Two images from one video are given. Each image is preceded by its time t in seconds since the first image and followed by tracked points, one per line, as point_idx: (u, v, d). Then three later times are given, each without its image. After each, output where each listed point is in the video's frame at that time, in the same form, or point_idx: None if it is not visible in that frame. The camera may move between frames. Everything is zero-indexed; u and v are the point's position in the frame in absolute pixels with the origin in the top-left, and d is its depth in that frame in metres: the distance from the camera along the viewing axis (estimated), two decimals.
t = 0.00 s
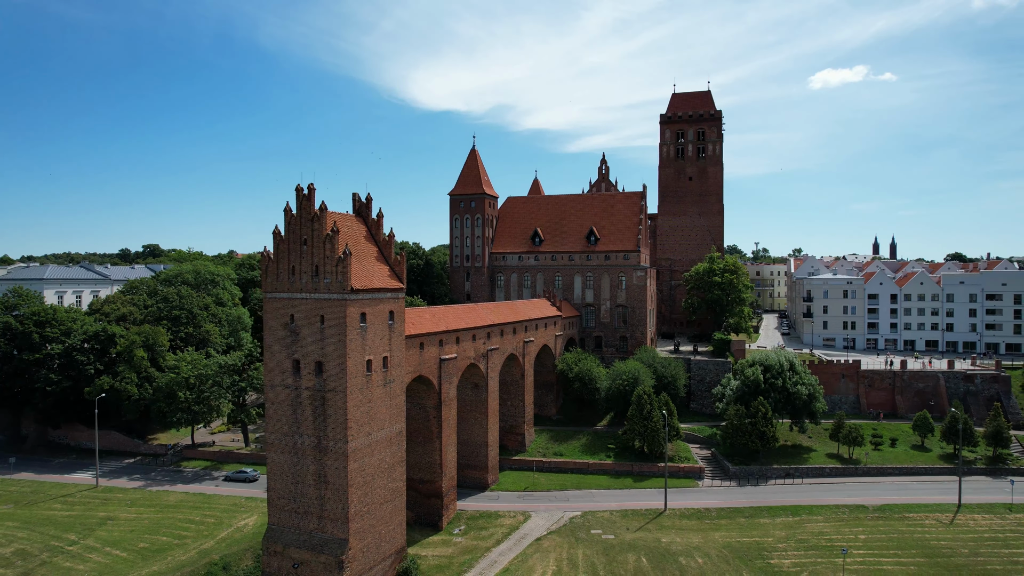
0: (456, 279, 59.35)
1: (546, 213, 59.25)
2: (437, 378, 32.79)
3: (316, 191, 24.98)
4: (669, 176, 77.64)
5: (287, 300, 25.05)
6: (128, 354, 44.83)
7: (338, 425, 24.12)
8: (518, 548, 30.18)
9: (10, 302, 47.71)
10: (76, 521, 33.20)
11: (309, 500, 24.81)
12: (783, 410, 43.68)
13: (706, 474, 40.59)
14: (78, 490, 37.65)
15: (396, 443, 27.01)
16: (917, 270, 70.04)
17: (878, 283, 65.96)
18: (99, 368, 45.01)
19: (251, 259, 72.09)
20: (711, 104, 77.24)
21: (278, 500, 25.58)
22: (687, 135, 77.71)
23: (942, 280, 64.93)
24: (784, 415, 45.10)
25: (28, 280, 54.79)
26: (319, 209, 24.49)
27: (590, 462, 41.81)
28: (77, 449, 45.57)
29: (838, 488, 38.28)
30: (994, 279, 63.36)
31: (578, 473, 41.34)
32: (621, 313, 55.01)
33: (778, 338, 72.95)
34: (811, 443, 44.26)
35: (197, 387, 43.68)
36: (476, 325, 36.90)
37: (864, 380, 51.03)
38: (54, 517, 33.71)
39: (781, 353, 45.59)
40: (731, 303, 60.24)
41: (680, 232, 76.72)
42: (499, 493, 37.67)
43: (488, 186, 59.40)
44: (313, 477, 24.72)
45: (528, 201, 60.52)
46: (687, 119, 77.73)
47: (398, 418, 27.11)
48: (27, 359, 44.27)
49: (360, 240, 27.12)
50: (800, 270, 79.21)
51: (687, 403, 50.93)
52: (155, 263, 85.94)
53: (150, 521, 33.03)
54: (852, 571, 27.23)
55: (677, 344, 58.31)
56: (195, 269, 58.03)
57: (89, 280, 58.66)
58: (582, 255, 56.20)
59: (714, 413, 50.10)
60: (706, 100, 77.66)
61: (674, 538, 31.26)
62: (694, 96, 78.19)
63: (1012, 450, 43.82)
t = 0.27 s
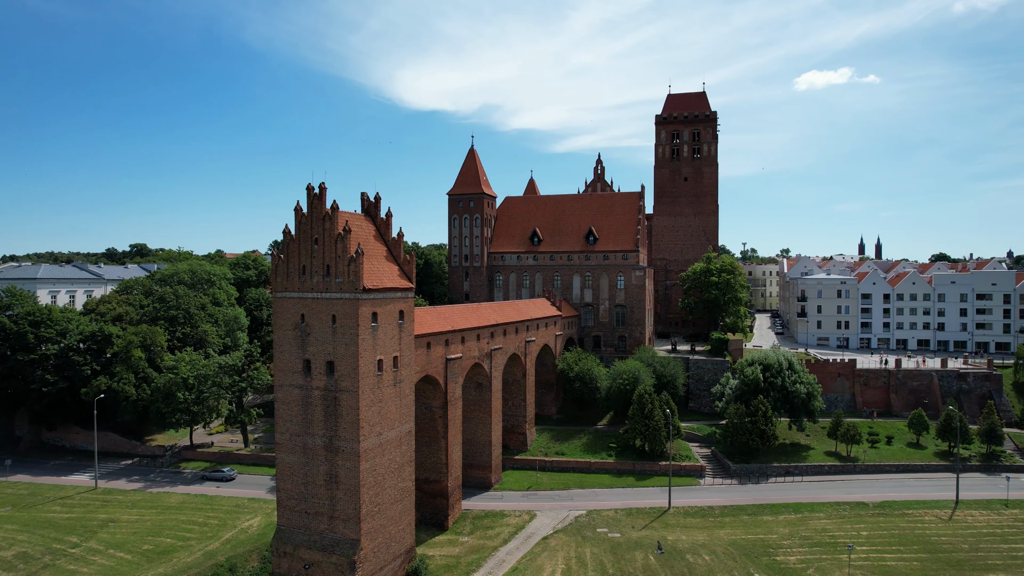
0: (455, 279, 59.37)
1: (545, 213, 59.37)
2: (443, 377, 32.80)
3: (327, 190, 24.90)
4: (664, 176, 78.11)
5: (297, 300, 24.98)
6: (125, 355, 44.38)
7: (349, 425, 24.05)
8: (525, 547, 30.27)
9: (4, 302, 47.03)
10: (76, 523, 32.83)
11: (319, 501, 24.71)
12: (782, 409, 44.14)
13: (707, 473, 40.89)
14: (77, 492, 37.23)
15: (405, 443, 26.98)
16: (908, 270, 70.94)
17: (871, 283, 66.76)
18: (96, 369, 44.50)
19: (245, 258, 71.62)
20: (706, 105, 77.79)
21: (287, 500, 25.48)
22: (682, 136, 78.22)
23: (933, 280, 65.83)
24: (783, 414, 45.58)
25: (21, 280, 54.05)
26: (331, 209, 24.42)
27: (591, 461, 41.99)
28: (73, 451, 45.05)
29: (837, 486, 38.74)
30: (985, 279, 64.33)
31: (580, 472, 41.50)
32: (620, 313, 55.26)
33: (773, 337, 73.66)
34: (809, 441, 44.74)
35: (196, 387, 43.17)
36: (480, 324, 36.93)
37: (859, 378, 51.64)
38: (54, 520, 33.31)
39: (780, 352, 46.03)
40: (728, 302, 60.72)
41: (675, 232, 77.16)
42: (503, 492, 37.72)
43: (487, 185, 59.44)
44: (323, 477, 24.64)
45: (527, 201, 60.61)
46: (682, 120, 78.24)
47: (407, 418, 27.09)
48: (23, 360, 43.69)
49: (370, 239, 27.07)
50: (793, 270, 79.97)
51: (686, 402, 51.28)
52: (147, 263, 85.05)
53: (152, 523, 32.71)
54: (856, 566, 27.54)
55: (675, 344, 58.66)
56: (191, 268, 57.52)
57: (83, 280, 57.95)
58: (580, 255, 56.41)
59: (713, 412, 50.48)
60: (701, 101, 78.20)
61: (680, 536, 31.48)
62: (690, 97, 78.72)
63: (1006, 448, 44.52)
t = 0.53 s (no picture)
0: (451, 278, 59.34)
1: (541, 213, 59.51)
2: (447, 377, 32.79)
3: (335, 189, 24.79)
4: (657, 177, 78.63)
5: (305, 300, 24.85)
6: (120, 355, 43.80)
7: (359, 425, 23.96)
8: (530, 546, 30.34)
9: None
10: (74, 526, 32.35)
11: (328, 501, 24.59)
12: (778, 407, 44.67)
13: (705, 471, 41.24)
14: (73, 495, 36.68)
15: (413, 443, 26.94)
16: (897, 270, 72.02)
17: (860, 283, 67.69)
18: (90, 369, 43.88)
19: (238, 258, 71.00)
20: (698, 106, 78.43)
21: (295, 501, 25.32)
22: (675, 137, 78.80)
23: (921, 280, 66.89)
24: (779, 412, 46.13)
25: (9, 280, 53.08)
26: (340, 208, 24.33)
27: (591, 460, 42.17)
28: (65, 453, 44.35)
29: (834, 483, 39.28)
30: (971, 279, 65.47)
31: (580, 471, 41.65)
32: (616, 313, 55.54)
33: (764, 337, 74.47)
34: (804, 439, 45.30)
35: (193, 387, 42.68)
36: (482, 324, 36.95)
37: (852, 377, 52.36)
38: (51, 523, 32.78)
39: (776, 352, 46.57)
40: (722, 302, 61.30)
41: (668, 233, 77.66)
42: (504, 491, 37.76)
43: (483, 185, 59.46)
44: (332, 478, 24.52)
45: (522, 202, 60.71)
46: (674, 121, 78.81)
47: (414, 418, 27.05)
48: (14, 361, 42.97)
49: (377, 239, 26.98)
50: (784, 270, 80.89)
51: (682, 401, 51.67)
52: (135, 263, 83.96)
53: (152, 525, 32.31)
54: (858, 561, 27.94)
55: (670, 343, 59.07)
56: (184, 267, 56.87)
57: (73, 280, 57.05)
58: (576, 255, 56.62)
59: (709, 411, 50.93)
60: (693, 103, 78.84)
61: (683, 533, 31.76)
62: (682, 99, 79.32)
63: (995, 444, 45.37)
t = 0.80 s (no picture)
0: (446, 278, 59.28)
1: (536, 213, 59.62)
2: (450, 377, 32.77)
3: (343, 188, 24.70)
4: (649, 177, 79.14)
5: (312, 300, 24.73)
6: (113, 356, 43.21)
7: (368, 425, 23.89)
8: (535, 545, 30.40)
9: None
10: (71, 530, 31.88)
11: (336, 502, 24.48)
12: (774, 406, 45.23)
13: (703, 469, 41.59)
14: (67, 498, 36.11)
15: (419, 443, 26.91)
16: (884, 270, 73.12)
17: (850, 283, 68.66)
18: (82, 370, 43.23)
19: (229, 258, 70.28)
20: (690, 108, 79.04)
21: (302, 502, 25.17)
22: (667, 138, 79.35)
23: (909, 280, 68.00)
24: (774, 410, 46.68)
25: None
26: (349, 207, 24.25)
27: (590, 459, 42.33)
28: (56, 456, 43.62)
29: (830, 480, 39.83)
30: (957, 279, 66.65)
31: (579, 470, 41.79)
32: (611, 313, 55.82)
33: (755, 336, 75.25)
34: (799, 437, 45.87)
35: (189, 388, 42.19)
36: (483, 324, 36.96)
37: (844, 375, 53.08)
38: (46, 527, 32.26)
39: (771, 351, 47.11)
40: (715, 302, 61.88)
41: (660, 233, 78.14)
42: (505, 491, 37.79)
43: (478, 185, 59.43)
44: (340, 478, 24.40)
45: (518, 201, 60.79)
46: (666, 122, 79.37)
47: (421, 418, 27.01)
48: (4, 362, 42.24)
49: (383, 238, 26.90)
50: (774, 270, 81.82)
51: (678, 400, 52.06)
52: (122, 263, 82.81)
53: (151, 528, 31.92)
54: (859, 557, 28.34)
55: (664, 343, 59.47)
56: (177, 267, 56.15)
57: (61, 280, 56.13)
58: (572, 255, 56.81)
59: (704, 409, 51.37)
60: (685, 104, 79.45)
61: (684, 531, 32.02)
62: (674, 100, 79.90)
63: (984, 441, 46.28)
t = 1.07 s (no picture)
0: (442, 278, 59.19)
1: (532, 213, 59.71)
2: (454, 377, 32.74)
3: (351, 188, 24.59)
4: (642, 178, 79.58)
5: (320, 299, 24.60)
6: (107, 357, 42.64)
7: (377, 425, 23.81)
8: (540, 544, 30.45)
9: None
10: (68, 533, 31.43)
11: (345, 503, 24.36)
12: (770, 404, 45.71)
13: (701, 467, 41.93)
14: (63, 501, 35.58)
15: (426, 442, 26.87)
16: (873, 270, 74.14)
17: (840, 283, 69.53)
18: (75, 371, 42.60)
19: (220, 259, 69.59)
20: (682, 109, 79.58)
21: (309, 504, 25.04)
22: (659, 139, 79.85)
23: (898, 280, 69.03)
24: (770, 409, 47.15)
25: None
26: (357, 207, 24.16)
27: (589, 458, 42.46)
28: (48, 458, 42.95)
29: (826, 477, 40.34)
30: (945, 279, 67.76)
31: (579, 469, 41.91)
32: (608, 313, 56.05)
33: (746, 336, 75.93)
34: (794, 436, 46.39)
35: (186, 388, 41.68)
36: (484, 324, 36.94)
37: (837, 374, 53.73)
38: (43, 531, 31.77)
39: (767, 350, 47.59)
40: (709, 302, 62.39)
41: (653, 233, 78.56)
42: (506, 491, 37.82)
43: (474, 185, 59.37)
44: (349, 479, 24.28)
45: (513, 201, 60.83)
46: (659, 123, 79.87)
47: (428, 418, 26.97)
48: None
49: (390, 238, 26.80)
50: (764, 270, 82.63)
51: (674, 399, 52.41)
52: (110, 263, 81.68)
53: (151, 531, 31.56)
54: (860, 553, 28.73)
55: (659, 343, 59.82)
56: (169, 267, 55.46)
57: (50, 280, 55.27)
58: (568, 255, 56.96)
59: (700, 408, 51.77)
60: (677, 105, 79.98)
61: (686, 529, 32.28)
62: (667, 101, 80.40)
63: (974, 438, 47.12)
